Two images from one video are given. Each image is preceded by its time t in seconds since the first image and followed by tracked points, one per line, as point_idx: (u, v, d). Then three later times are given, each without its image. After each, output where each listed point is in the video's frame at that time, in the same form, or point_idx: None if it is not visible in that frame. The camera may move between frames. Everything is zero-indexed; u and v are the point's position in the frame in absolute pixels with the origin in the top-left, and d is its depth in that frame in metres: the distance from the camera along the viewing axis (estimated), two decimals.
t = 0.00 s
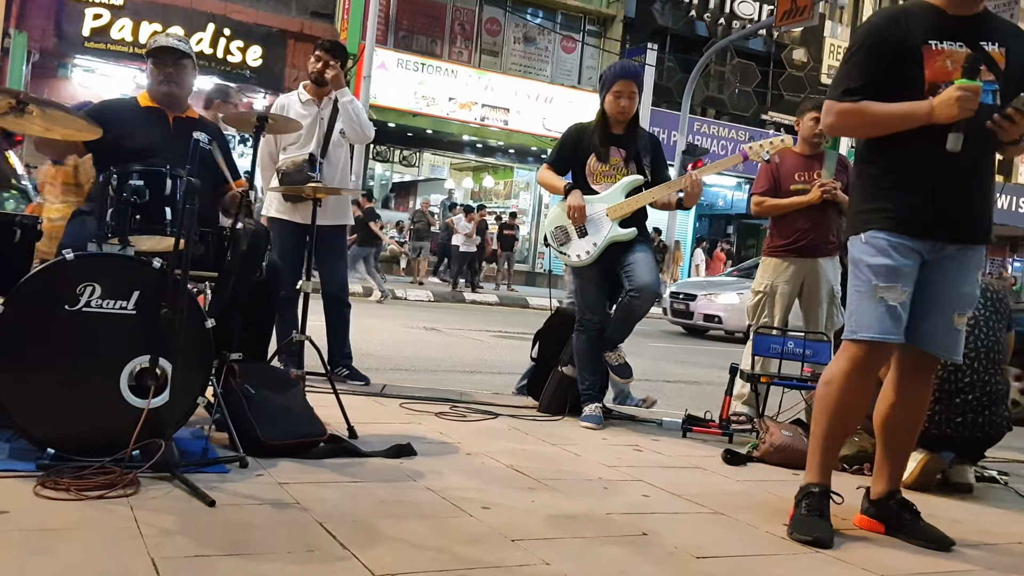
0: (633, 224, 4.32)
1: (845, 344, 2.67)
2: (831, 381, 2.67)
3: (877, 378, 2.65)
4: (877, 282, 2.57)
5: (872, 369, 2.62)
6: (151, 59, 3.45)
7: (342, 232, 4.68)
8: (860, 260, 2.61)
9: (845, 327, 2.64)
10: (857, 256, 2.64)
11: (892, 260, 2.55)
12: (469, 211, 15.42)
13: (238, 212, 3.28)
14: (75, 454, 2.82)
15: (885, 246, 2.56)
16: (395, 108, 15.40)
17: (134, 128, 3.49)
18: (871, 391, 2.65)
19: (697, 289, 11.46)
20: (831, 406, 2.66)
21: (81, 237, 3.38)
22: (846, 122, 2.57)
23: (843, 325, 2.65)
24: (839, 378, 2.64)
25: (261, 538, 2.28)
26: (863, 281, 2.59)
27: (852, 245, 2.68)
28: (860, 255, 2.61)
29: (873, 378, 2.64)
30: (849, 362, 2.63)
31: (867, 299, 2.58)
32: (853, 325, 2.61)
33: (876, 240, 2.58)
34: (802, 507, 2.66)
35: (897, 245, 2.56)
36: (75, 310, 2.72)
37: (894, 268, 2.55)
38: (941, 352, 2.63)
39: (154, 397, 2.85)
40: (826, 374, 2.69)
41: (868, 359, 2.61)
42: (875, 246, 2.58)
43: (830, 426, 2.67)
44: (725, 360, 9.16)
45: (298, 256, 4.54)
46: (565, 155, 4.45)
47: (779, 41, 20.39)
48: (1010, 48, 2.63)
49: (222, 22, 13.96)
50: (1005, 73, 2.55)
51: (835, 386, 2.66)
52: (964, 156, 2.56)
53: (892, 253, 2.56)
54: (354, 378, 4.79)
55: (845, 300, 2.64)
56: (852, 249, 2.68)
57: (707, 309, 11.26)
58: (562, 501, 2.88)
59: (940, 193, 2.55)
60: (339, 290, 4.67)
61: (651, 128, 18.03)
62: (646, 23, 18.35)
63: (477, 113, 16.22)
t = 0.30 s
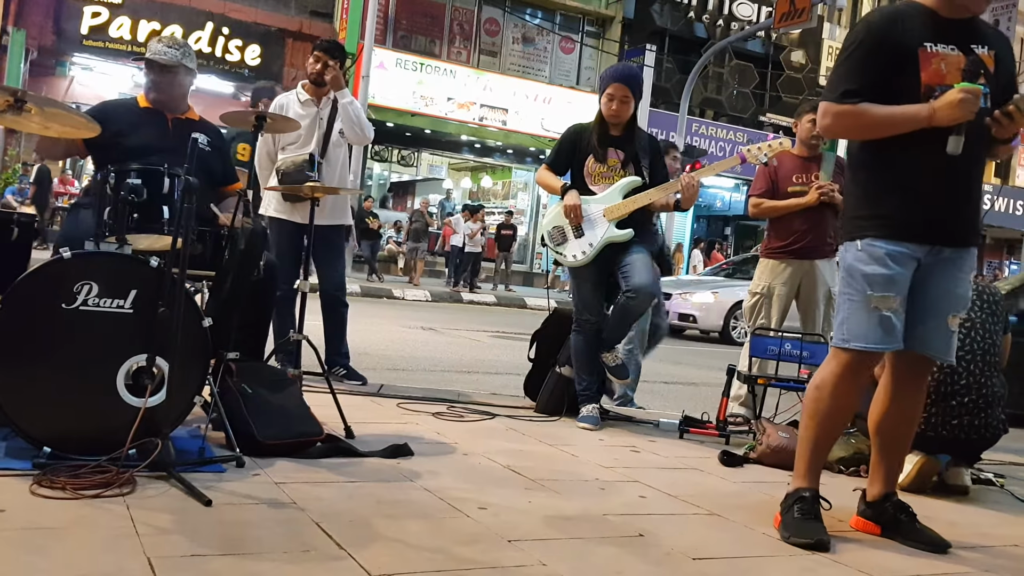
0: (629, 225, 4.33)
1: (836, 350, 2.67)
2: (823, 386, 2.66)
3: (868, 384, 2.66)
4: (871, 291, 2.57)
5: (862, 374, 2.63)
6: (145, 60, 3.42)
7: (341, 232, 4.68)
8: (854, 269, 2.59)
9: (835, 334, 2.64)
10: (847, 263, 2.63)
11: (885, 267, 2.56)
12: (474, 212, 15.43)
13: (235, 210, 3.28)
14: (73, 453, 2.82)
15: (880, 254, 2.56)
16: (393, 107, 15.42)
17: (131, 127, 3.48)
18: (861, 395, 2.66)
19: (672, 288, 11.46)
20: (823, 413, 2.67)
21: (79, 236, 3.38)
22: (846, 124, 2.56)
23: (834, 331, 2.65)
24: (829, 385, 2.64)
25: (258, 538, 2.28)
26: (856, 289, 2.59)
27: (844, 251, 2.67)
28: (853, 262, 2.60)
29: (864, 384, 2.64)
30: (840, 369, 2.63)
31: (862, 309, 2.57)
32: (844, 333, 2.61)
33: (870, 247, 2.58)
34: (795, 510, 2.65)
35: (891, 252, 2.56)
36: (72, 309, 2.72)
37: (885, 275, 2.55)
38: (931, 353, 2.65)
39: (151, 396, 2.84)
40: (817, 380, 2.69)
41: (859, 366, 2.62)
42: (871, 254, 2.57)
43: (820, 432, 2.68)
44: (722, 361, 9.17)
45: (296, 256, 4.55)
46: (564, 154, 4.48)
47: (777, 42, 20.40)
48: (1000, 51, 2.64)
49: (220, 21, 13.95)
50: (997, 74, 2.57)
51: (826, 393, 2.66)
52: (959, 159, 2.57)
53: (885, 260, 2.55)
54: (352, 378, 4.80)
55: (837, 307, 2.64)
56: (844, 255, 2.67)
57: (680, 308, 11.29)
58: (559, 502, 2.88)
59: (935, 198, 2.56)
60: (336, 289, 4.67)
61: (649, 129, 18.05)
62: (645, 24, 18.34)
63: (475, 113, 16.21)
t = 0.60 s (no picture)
0: (627, 226, 4.32)
1: (822, 351, 2.67)
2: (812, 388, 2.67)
3: (853, 385, 2.66)
4: (856, 292, 2.56)
5: (849, 374, 2.64)
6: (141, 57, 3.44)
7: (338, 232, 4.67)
8: (841, 269, 2.58)
9: (821, 336, 2.64)
10: (834, 263, 2.62)
11: (871, 266, 2.55)
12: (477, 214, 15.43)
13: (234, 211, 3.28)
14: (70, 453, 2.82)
15: (867, 254, 2.55)
16: (392, 108, 15.44)
17: (128, 126, 3.48)
18: (848, 395, 2.67)
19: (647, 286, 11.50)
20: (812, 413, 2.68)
21: (76, 236, 3.37)
22: (832, 116, 2.53)
23: (820, 332, 2.64)
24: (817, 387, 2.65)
25: (254, 539, 2.28)
26: (841, 289, 2.59)
27: (828, 250, 2.66)
28: (839, 262, 2.59)
29: (851, 385, 2.65)
30: (826, 371, 2.64)
31: (848, 309, 2.57)
32: (830, 334, 2.61)
33: (856, 248, 2.57)
34: (791, 512, 2.65)
35: (877, 252, 2.56)
36: (69, 309, 2.71)
37: (871, 275, 2.55)
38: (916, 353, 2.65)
39: (148, 397, 2.83)
40: (804, 382, 2.69)
41: (844, 368, 2.62)
42: (857, 254, 2.56)
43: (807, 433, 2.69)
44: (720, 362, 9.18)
45: (295, 256, 4.55)
46: (562, 155, 4.47)
47: (775, 44, 20.42)
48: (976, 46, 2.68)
49: (218, 22, 13.95)
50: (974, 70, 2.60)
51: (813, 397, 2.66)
52: (942, 154, 2.57)
53: (871, 260, 2.55)
54: (349, 378, 4.81)
55: (822, 308, 2.64)
56: (828, 254, 2.66)
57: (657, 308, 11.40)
58: (557, 503, 2.88)
59: (918, 194, 2.56)
60: (334, 290, 4.67)
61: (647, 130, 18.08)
62: (642, 25, 18.34)
63: (473, 114, 16.22)
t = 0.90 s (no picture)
0: (625, 227, 4.33)
1: (803, 352, 2.68)
2: (796, 389, 2.68)
3: (835, 385, 2.68)
4: (836, 293, 2.57)
5: (831, 374, 2.65)
6: (142, 63, 3.46)
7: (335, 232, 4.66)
8: (820, 269, 2.58)
9: (801, 336, 2.65)
10: (812, 264, 2.62)
11: (849, 267, 2.56)
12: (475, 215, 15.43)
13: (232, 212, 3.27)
14: (65, 455, 2.81)
15: (846, 255, 2.56)
16: (389, 110, 15.46)
17: (126, 128, 3.47)
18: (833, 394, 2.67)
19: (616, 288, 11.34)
20: (797, 415, 2.68)
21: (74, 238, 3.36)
22: (808, 111, 2.52)
23: (801, 332, 2.65)
24: (801, 388, 2.66)
25: (252, 540, 2.27)
26: (821, 291, 2.59)
27: (805, 251, 2.66)
28: (818, 264, 2.59)
29: (833, 385, 2.67)
30: (807, 373, 2.65)
31: (829, 311, 2.58)
32: (810, 335, 2.62)
33: (834, 249, 2.57)
34: (789, 513, 2.65)
35: (855, 252, 2.56)
36: (66, 311, 2.70)
37: (851, 275, 2.56)
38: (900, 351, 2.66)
39: (145, 399, 2.82)
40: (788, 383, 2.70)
41: (825, 368, 2.64)
42: (837, 255, 2.56)
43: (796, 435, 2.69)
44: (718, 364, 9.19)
45: (292, 258, 4.55)
46: (559, 156, 4.47)
47: (772, 45, 20.44)
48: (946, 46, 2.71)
49: (215, 23, 13.95)
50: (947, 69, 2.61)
51: (798, 398, 2.67)
52: (915, 153, 2.58)
53: (850, 261, 2.56)
54: (347, 380, 4.81)
55: (802, 309, 2.64)
56: (805, 255, 2.66)
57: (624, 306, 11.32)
58: (555, 504, 2.88)
59: (892, 194, 2.57)
60: (332, 291, 4.68)
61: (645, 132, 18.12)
62: (639, 27, 18.34)
63: (470, 116, 16.24)
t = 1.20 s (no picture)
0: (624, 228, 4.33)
1: (792, 352, 2.69)
2: (785, 389, 2.68)
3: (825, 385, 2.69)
4: (825, 295, 2.58)
5: (820, 374, 2.66)
6: (143, 62, 3.46)
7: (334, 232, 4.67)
8: (809, 270, 2.59)
9: (789, 336, 2.65)
10: (801, 266, 2.62)
11: (838, 269, 2.57)
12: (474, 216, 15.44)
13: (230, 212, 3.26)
14: (64, 456, 2.81)
15: (834, 256, 2.56)
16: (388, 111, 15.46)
17: (127, 130, 3.47)
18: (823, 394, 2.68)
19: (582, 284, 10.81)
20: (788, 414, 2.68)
21: (73, 239, 3.35)
22: (795, 115, 2.52)
23: (789, 332, 2.66)
24: (790, 388, 2.66)
25: (252, 542, 2.27)
26: (811, 292, 2.60)
27: (793, 253, 2.66)
28: (808, 265, 2.60)
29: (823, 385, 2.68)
30: (796, 372, 2.66)
31: (818, 312, 2.59)
32: (798, 335, 2.63)
33: (823, 250, 2.57)
34: (788, 514, 2.65)
35: (843, 253, 2.57)
36: (65, 313, 2.70)
37: (839, 277, 2.57)
38: (896, 349, 2.65)
39: (144, 400, 2.82)
40: (778, 383, 2.71)
41: (814, 369, 2.65)
42: (825, 257, 2.57)
43: (788, 434, 2.68)
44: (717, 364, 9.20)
45: (292, 259, 4.55)
46: (558, 156, 4.46)
47: (771, 45, 20.47)
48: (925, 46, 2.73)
49: (214, 24, 13.98)
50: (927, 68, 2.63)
51: (789, 398, 2.67)
52: (900, 155, 2.59)
53: (839, 263, 2.56)
54: (346, 381, 4.81)
55: (790, 309, 2.65)
56: (793, 257, 2.67)
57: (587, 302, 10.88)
58: (555, 505, 2.88)
59: (879, 196, 2.57)
60: (331, 292, 4.67)
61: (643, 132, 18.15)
62: (638, 28, 18.35)
63: (469, 116, 16.26)
